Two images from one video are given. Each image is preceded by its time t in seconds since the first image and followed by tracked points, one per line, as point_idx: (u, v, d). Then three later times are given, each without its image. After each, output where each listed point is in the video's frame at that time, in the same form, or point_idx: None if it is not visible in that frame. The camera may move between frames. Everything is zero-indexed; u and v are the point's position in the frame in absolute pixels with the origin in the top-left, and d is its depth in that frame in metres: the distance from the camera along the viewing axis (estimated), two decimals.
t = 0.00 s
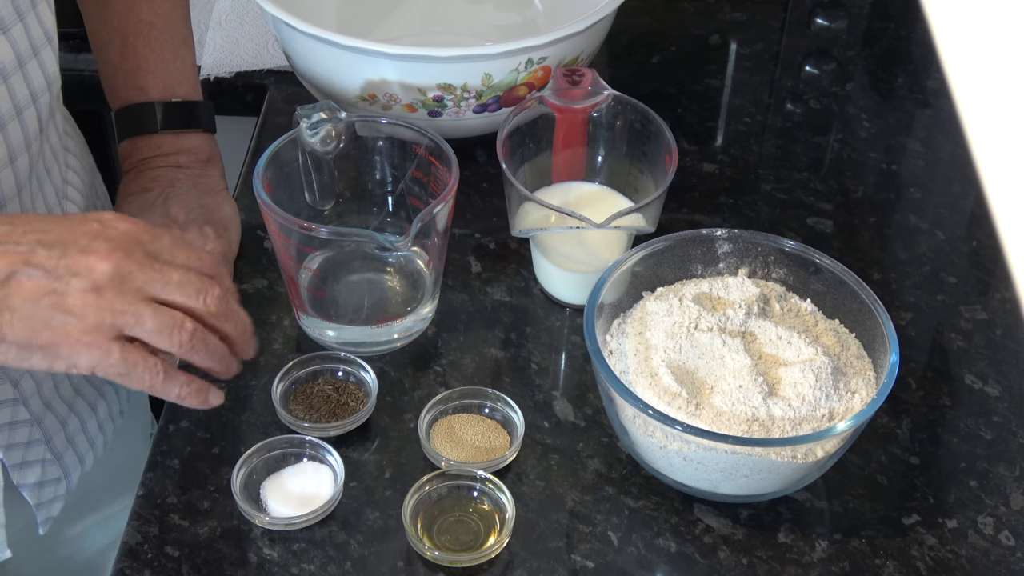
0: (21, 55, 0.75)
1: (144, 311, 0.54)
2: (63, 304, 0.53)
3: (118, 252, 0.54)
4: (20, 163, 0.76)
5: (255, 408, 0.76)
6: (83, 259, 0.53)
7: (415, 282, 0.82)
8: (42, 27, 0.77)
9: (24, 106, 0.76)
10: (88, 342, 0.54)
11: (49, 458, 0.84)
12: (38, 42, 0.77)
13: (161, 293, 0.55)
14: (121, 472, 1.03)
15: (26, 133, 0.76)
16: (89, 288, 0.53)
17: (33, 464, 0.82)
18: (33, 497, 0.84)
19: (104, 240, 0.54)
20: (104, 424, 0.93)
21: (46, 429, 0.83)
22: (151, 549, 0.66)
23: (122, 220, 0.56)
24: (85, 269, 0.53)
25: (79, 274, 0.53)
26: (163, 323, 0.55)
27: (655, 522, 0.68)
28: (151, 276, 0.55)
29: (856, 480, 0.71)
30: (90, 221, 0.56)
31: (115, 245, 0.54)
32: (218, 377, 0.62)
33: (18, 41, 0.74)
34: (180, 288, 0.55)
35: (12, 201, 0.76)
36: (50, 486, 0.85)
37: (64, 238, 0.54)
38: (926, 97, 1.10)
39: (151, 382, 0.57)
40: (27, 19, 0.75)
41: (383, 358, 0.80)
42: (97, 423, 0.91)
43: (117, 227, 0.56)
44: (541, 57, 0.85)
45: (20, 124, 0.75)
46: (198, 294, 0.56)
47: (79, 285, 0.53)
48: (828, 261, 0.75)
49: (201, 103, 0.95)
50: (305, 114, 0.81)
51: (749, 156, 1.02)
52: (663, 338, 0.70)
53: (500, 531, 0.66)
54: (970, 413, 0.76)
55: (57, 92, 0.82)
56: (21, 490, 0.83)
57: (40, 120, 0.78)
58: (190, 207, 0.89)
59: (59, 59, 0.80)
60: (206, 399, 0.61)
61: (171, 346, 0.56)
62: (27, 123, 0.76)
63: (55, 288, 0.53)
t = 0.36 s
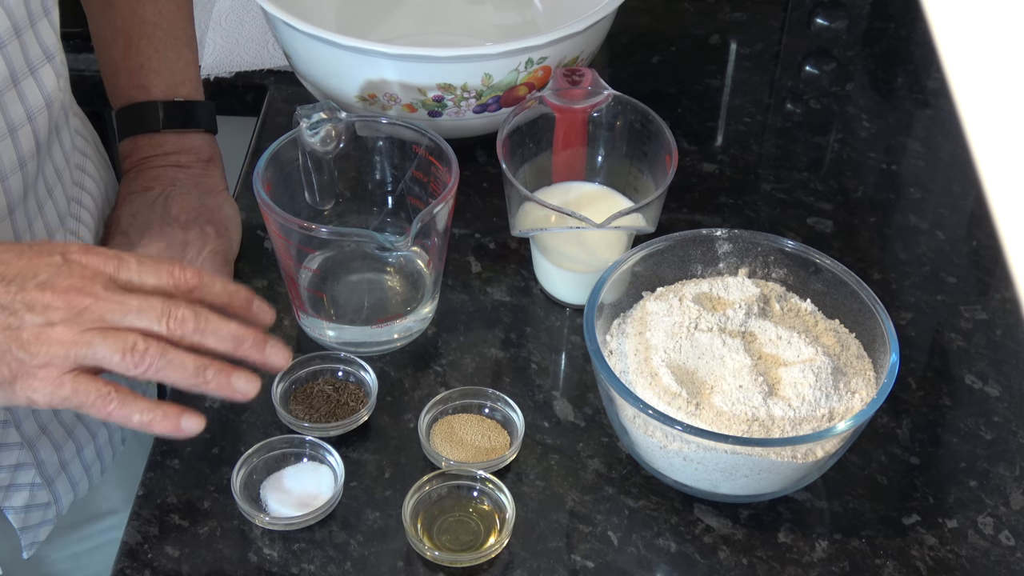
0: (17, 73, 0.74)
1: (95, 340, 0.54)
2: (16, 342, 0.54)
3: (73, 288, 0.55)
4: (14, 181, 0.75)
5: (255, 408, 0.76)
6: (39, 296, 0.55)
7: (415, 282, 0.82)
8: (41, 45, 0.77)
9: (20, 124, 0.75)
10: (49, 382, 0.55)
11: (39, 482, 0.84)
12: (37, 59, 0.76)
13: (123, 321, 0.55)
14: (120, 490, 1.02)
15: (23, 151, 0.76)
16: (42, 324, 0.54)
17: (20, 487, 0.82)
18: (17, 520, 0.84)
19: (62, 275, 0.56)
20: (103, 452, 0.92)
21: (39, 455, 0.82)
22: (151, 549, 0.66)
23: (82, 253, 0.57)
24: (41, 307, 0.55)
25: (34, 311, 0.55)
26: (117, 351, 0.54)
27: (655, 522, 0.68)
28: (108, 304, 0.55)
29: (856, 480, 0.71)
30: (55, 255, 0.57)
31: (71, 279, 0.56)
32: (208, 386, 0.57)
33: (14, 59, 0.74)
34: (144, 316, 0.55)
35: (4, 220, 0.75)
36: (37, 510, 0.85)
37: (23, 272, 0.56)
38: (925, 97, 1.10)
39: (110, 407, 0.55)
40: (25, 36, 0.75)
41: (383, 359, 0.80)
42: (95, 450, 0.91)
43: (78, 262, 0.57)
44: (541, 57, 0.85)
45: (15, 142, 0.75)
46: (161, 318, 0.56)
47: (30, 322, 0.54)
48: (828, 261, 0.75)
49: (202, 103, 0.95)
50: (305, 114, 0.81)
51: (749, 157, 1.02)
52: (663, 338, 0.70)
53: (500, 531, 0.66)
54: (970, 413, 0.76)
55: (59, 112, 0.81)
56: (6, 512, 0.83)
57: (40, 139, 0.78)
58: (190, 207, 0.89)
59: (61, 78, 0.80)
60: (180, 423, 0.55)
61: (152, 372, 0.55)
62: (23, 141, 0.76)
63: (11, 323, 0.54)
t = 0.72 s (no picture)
0: (18, 70, 0.75)
1: (131, 363, 0.60)
2: (52, 357, 0.57)
3: (109, 300, 0.57)
4: (16, 178, 0.75)
5: (255, 408, 0.76)
6: (73, 307, 0.56)
7: (415, 282, 0.82)
8: (39, 44, 0.77)
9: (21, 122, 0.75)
10: (72, 388, 0.59)
11: (45, 471, 0.84)
12: (35, 58, 0.77)
13: (142, 340, 0.60)
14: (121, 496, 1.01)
15: (22, 149, 0.76)
16: (82, 337, 0.57)
17: (30, 477, 0.82)
18: (28, 510, 0.84)
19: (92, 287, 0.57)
20: (104, 437, 0.93)
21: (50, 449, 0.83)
22: (151, 549, 0.66)
23: (104, 259, 0.58)
24: (78, 318, 0.56)
25: (70, 323, 0.56)
26: (145, 375, 0.61)
27: (655, 522, 0.68)
28: (138, 326, 0.59)
29: (856, 480, 0.71)
30: (78, 263, 0.58)
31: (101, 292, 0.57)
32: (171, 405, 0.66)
33: (15, 57, 0.74)
34: (164, 338, 0.61)
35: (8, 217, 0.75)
36: (46, 499, 0.85)
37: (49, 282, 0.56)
38: (925, 97, 1.10)
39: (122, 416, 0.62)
40: (24, 35, 0.75)
41: (383, 359, 0.80)
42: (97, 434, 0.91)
43: (100, 269, 0.58)
44: (541, 57, 0.85)
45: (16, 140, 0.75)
46: (178, 343, 0.62)
47: (72, 335, 0.57)
48: (828, 261, 0.75)
49: (201, 103, 0.95)
50: (305, 114, 0.82)
51: (749, 156, 1.02)
52: (663, 338, 0.70)
53: (500, 531, 0.66)
54: (970, 413, 0.76)
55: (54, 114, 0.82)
56: (16, 503, 0.83)
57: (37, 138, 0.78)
58: (190, 207, 0.89)
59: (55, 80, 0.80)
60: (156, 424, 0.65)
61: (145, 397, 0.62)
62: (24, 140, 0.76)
63: (48, 338, 0.57)
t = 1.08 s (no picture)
0: (13, 74, 0.78)
1: (178, 377, 0.68)
2: (110, 368, 0.65)
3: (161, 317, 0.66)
4: (9, 178, 0.80)
5: (255, 407, 0.76)
6: (130, 323, 0.65)
7: (415, 282, 0.82)
8: (32, 44, 0.80)
9: (15, 124, 0.79)
10: (127, 398, 0.66)
11: (35, 437, 0.89)
12: (29, 58, 0.80)
13: (189, 358, 0.69)
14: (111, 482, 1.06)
15: (15, 149, 0.80)
16: (137, 350, 0.65)
17: (22, 445, 0.87)
18: (19, 475, 0.89)
19: (144, 307, 0.66)
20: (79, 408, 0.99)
21: (39, 417, 0.87)
22: (151, 549, 0.66)
23: (154, 284, 0.68)
24: (133, 333, 0.65)
25: (126, 337, 0.65)
26: (191, 390, 0.69)
27: (655, 522, 0.68)
28: (185, 343, 0.68)
29: (856, 480, 0.71)
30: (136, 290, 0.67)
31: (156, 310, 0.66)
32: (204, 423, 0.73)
33: (11, 61, 0.77)
34: (207, 356, 0.70)
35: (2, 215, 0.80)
36: (36, 462, 0.90)
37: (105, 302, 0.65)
38: (925, 97, 1.10)
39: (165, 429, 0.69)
40: (19, 38, 0.78)
41: (383, 359, 0.80)
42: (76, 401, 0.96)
43: (152, 293, 0.67)
44: (541, 57, 0.85)
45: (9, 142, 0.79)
46: (220, 363, 0.71)
47: (128, 347, 0.65)
48: (828, 261, 0.75)
49: (199, 103, 0.95)
50: (304, 114, 0.82)
51: (749, 157, 1.02)
52: (663, 338, 0.70)
53: (500, 531, 0.66)
54: (970, 413, 0.76)
55: (46, 109, 0.85)
56: (9, 469, 0.88)
57: (28, 136, 0.82)
58: (190, 207, 0.89)
59: (48, 76, 0.84)
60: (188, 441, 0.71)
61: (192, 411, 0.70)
62: (17, 140, 0.80)
63: (107, 349, 0.65)
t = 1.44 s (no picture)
0: (18, 75, 0.78)
1: (202, 376, 0.68)
2: (135, 363, 0.65)
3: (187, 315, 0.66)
4: (14, 178, 0.80)
5: (255, 408, 0.76)
6: (157, 319, 0.65)
7: (415, 282, 0.82)
8: (37, 43, 0.80)
9: (20, 125, 0.79)
10: (149, 395, 0.66)
11: (40, 434, 0.90)
12: (33, 58, 0.80)
13: (215, 357, 0.68)
14: (111, 478, 1.05)
15: (19, 150, 0.80)
16: (162, 346, 0.65)
17: (29, 441, 0.88)
18: (29, 472, 0.90)
19: (171, 304, 0.66)
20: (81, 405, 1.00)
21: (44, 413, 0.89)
22: (151, 549, 0.66)
23: (184, 282, 0.68)
24: (159, 329, 0.65)
25: (153, 332, 0.65)
26: (214, 390, 0.68)
27: (655, 522, 0.68)
28: (210, 343, 0.67)
29: (855, 480, 0.71)
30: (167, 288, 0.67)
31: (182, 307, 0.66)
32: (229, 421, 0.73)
33: (15, 62, 0.77)
34: (233, 356, 0.69)
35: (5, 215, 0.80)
36: (43, 459, 0.91)
37: (133, 297, 0.65)
38: (925, 97, 1.10)
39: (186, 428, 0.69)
40: (24, 39, 0.78)
41: (383, 359, 0.80)
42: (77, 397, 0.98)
43: (181, 290, 0.67)
44: (541, 57, 0.85)
45: (13, 143, 0.79)
46: (245, 364, 0.70)
47: (154, 343, 0.65)
48: (828, 261, 0.75)
49: (201, 103, 0.95)
50: (305, 114, 0.82)
51: (749, 156, 1.02)
52: (663, 338, 0.70)
53: (500, 531, 0.66)
54: (970, 413, 0.76)
55: (50, 109, 0.85)
56: (18, 467, 0.88)
57: (33, 136, 0.82)
58: (191, 207, 0.89)
59: (52, 76, 0.84)
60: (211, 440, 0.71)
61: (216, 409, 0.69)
62: (21, 140, 0.80)
63: (132, 344, 0.65)
